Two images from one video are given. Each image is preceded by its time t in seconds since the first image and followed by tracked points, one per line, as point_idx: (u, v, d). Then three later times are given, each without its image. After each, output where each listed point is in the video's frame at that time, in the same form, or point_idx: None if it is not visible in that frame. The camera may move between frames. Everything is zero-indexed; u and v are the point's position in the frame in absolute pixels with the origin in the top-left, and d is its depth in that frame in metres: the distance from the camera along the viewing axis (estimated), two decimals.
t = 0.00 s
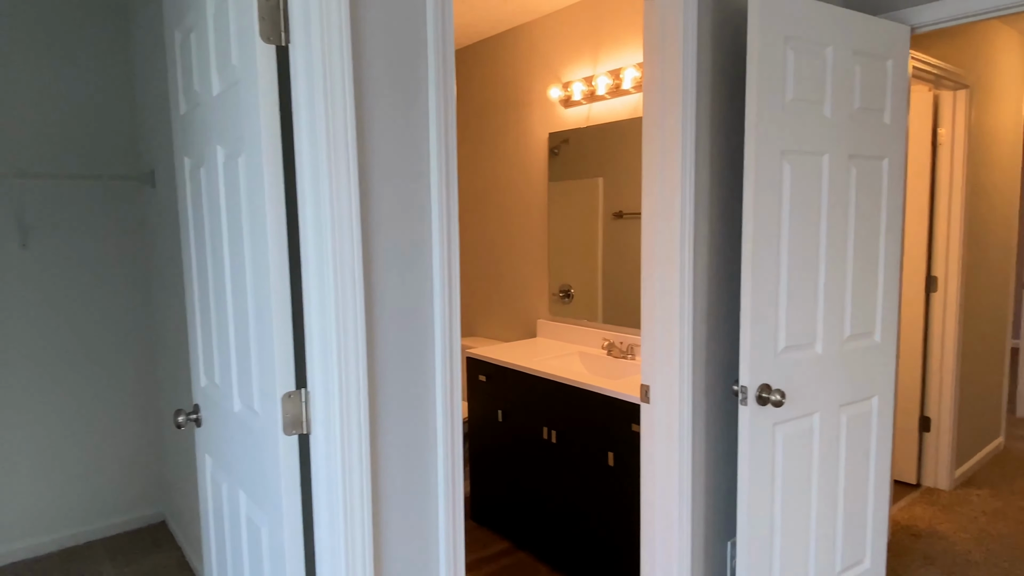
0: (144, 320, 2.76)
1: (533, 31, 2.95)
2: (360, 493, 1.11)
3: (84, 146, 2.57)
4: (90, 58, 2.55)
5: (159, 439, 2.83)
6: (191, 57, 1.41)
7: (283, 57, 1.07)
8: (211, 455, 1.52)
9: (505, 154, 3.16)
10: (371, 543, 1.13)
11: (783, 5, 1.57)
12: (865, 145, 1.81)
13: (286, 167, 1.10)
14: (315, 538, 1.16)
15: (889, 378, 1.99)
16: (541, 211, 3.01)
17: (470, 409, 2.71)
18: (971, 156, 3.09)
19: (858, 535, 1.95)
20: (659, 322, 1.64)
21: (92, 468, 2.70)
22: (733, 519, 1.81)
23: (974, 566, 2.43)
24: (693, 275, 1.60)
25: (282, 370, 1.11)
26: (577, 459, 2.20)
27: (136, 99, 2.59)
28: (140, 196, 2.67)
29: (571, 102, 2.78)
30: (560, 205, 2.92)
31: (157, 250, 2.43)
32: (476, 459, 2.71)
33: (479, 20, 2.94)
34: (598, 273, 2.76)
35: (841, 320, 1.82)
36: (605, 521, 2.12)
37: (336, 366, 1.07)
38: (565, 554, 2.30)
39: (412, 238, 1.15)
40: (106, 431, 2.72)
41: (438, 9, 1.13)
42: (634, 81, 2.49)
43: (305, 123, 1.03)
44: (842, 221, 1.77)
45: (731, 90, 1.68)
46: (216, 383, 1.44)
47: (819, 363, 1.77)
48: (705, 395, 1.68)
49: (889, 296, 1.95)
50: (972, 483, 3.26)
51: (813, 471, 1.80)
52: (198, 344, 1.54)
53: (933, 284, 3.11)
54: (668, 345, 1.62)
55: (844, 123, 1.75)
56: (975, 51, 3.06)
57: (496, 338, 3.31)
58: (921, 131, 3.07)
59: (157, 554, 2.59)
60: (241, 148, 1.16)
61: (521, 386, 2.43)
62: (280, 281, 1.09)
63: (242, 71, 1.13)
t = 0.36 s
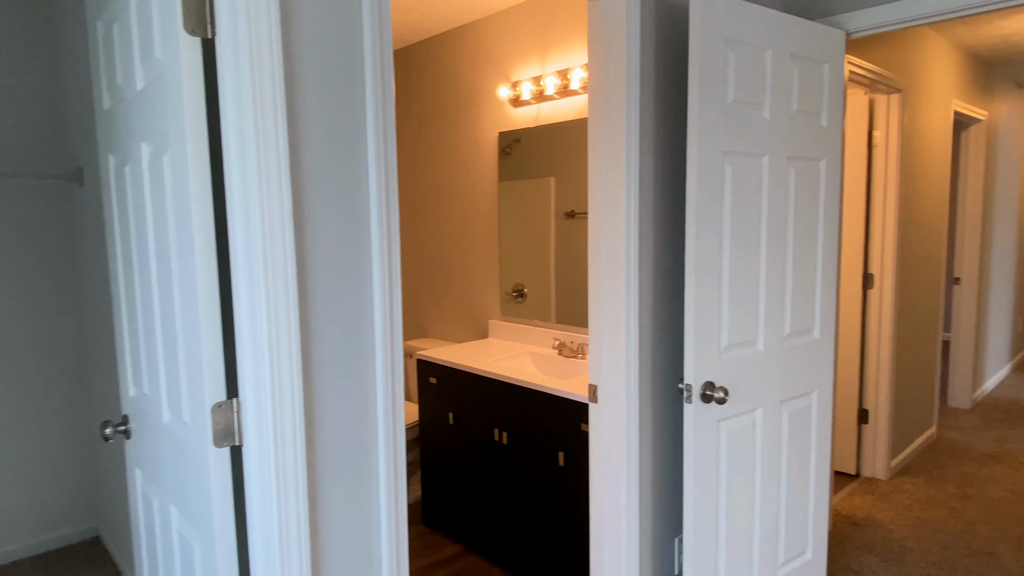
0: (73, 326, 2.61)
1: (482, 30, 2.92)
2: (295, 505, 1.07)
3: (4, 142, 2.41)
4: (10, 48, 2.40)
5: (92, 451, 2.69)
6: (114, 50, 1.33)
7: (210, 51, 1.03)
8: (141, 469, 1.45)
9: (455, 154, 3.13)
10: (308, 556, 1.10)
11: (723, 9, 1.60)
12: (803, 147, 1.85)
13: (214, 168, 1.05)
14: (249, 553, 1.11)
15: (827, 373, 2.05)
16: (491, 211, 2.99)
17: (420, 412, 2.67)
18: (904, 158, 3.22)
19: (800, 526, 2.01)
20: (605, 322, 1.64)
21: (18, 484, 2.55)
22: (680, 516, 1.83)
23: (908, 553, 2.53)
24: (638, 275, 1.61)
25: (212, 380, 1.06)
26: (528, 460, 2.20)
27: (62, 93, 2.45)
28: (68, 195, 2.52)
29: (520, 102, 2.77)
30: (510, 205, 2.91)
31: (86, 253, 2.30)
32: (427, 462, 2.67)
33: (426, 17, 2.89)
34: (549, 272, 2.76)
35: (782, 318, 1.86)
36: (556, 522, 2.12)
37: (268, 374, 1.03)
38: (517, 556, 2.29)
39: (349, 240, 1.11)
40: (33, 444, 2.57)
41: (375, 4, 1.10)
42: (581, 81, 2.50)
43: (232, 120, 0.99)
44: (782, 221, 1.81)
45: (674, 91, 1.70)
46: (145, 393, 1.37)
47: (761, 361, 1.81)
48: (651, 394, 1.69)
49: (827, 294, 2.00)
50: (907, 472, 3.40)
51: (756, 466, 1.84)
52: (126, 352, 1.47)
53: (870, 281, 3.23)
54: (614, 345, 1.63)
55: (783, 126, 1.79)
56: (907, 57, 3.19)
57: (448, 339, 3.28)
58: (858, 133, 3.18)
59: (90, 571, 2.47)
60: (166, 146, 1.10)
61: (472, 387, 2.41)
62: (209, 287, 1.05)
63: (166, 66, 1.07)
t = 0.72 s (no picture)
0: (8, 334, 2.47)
1: (439, 27, 2.89)
2: (247, 519, 1.02)
3: None
4: None
5: (30, 464, 2.55)
6: (47, 42, 1.25)
7: (150, 42, 0.97)
8: (82, 484, 1.37)
9: (413, 153, 3.09)
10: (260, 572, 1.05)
11: (681, 10, 1.61)
12: (758, 148, 1.88)
13: (156, 167, 1.00)
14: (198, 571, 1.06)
15: (782, 370, 2.09)
16: (450, 211, 2.96)
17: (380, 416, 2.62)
18: (852, 159, 3.32)
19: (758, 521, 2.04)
20: (567, 322, 1.63)
21: None
22: (642, 515, 1.83)
23: (860, 542, 2.61)
24: (598, 275, 1.61)
25: (156, 390, 1.01)
26: (490, 463, 2.18)
27: None
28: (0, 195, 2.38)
29: (479, 101, 2.74)
30: (470, 205, 2.88)
31: (20, 255, 2.17)
32: (387, 467, 2.62)
33: (383, 13, 2.84)
34: (509, 272, 2.75)
35: (739, 316, 1.89)
36: (518, 524, 2.10)
37: (216, 382, 0.98)
38: (479, 559, 2.27)
39: (302, 241, 1.07)
40: None
41: None
42: (540, 81, 2.49)
43: (174, 117, 0.94)
44: (738, 221, 1.84)
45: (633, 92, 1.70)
46: (84, 405, 1.29)
47: (719, 359, 1.83)
48: (612, 394, 1.69)
49: (781, 292, 2.04)
50: (858, 464, 3.51)
51: (716, 463, 1.86)
52: (64, 362, 1.38)
53: (821, 279, 3.32)
54: (576, 346, 1.62)
55: (739, 127, 1.81)
56: (855, 61, 3.28)
57: (408, 341, 3.23)
58: (809, 135, 3.26)
59: None
60: (104, 143, 1.04)
61: (432, 390, 2.37)
62: (152, 292, 1.00)
63: (103, 59, 1.01)
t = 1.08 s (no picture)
0: None
1: (396, 23, 2.84)
2: (210, 533, 0.98)
3: None
4: None
5: None
6: None
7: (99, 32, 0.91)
8: (22, 501, 1.29)
9: (370, 150, 3.03)
10: None
11: (642, 10, 1.62)
12: (716, 147, 1.92)
13: (105, 164, 0.94)
14: None
15: (740, 365, 2.14)
16: (408, 210, 2.91)
17: (339, 420, 2.56)
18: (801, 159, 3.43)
19: (718, 514, 2.08)
20: (534, 321, 1.62)
21: None
22: (608, 512, 1.84)
23: (813, 531, 2.70)
24: (565, 273, 1.60)
25: (108, 401, 0.96)
26: (454, 465, 2.15)
27: None
28: None
29: (437, 98, 2.71)
30: (428, 204, 2.84)
31: None
32: (346, 471, 2.56)
33: (337, 7, 2.77)
34: (469, 272, 2.73)
35: (699, 313, 1.92)
36: (484, 525, 2.09)
37: (173, 391, 0.93)
38: (443, 563, 2.24)
39: (263, 242, 1.03)
40: None
41: None
42: (500, 79, 2.48)
43: (126, 112, 0.89)
44: (698, 219, 1.87)
45: (595, 92, 1.71)
46: (25, 417, 1.21)
47: (681, 355, 1.86)
48: (578, 393, 1.69)
49: (739, 289, 2.09)
50: (808, 454, 3.63)
51: (679, 459, 1.88)
52: None
53: (772, 276, 3.42)
54: (543, 345, 1.61)
55: (698, 127, 1.84)
56: (803, 64, 3.38)
57: (365, 342, 3.17)
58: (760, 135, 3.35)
59: None
60: (46, 139, 0.98)
61: (393, 393, 2.33)
62: (103, 297, 0.95)
63: (44, 49, 0.95)
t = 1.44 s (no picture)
0: None
1: (353, 16, 2.78)
2: (175, 543, 0.94)
3: None
4: None
5: None
6: None
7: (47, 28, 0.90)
8: None
9: (326, 147, 2.96)
10: None
11: (606, 7, 1.62)
12: (677, 145, 1.95)
13: (56, 163, 0.93)
14: None
15: (701, 359, 2.18)
16: (366, 208, 2.86)
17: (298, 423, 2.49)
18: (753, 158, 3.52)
19: (682, 506, 2.11)
20: (502, 318, 1.61)
21: None
22: (576, 508, 1.85)
23: (770, 518, 2.78)
24: (533, 270, 1.60)
25: (61, 408, 0.93)
26: (419, 466, 2.12)
27: None
28: None
29: (396, 94, 2.67)
30: (387, 202, 2.79)
31: None
32: (306, 476, 2.50)
33: None
34: (429, 270, 2.69)
35: (662, 309, 1.94)
36: (450, 525, 2.07)
37: (134, 396, 0.89)
38: (409, 565, 2.21)
39: (227, 239, 0.99)
40: None
41: None
42: (461, 75, 2.45)
43: (79, 107, 0.85)
44: (661, 216, 1.89)
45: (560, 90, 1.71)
46: None
47: (646, 350, 1.88)
48: (547, 390, 1.69)
49: (699, 285, 2.13)
50: (762, 444, 3.73)
51: (644, 452, 1.91)
52: None
53: (727, 271, 3.50)
54: (513, 342, 1.60)
55: (661, 125, 1.86)
56: (754, 65, 3.48)
57: (323, 343, 3.09)
58: (714, 134, 3.42)
59: None
60: None
61: (355, 394, 2.28)
62: (55, 300, 0.92)
63: None
